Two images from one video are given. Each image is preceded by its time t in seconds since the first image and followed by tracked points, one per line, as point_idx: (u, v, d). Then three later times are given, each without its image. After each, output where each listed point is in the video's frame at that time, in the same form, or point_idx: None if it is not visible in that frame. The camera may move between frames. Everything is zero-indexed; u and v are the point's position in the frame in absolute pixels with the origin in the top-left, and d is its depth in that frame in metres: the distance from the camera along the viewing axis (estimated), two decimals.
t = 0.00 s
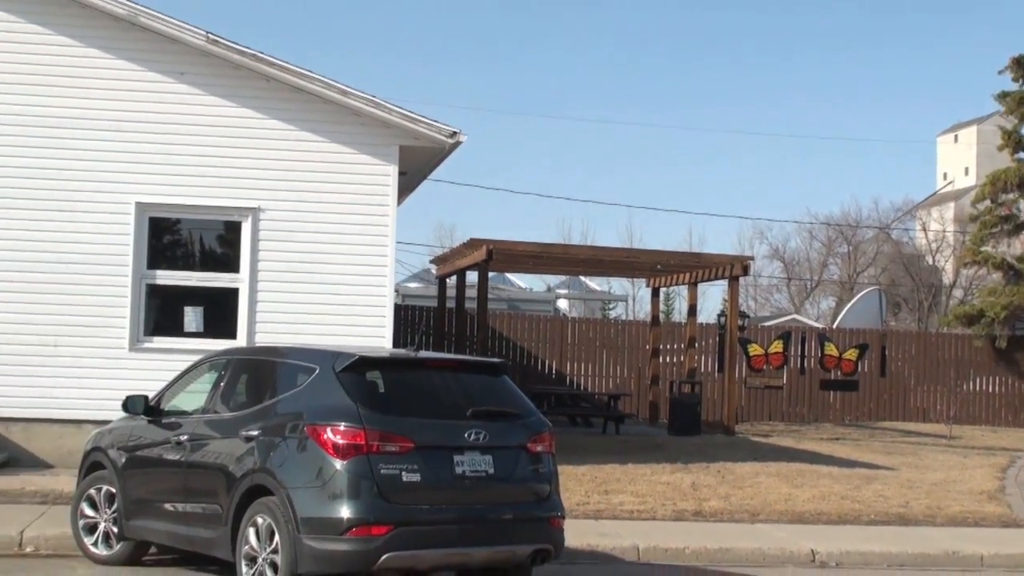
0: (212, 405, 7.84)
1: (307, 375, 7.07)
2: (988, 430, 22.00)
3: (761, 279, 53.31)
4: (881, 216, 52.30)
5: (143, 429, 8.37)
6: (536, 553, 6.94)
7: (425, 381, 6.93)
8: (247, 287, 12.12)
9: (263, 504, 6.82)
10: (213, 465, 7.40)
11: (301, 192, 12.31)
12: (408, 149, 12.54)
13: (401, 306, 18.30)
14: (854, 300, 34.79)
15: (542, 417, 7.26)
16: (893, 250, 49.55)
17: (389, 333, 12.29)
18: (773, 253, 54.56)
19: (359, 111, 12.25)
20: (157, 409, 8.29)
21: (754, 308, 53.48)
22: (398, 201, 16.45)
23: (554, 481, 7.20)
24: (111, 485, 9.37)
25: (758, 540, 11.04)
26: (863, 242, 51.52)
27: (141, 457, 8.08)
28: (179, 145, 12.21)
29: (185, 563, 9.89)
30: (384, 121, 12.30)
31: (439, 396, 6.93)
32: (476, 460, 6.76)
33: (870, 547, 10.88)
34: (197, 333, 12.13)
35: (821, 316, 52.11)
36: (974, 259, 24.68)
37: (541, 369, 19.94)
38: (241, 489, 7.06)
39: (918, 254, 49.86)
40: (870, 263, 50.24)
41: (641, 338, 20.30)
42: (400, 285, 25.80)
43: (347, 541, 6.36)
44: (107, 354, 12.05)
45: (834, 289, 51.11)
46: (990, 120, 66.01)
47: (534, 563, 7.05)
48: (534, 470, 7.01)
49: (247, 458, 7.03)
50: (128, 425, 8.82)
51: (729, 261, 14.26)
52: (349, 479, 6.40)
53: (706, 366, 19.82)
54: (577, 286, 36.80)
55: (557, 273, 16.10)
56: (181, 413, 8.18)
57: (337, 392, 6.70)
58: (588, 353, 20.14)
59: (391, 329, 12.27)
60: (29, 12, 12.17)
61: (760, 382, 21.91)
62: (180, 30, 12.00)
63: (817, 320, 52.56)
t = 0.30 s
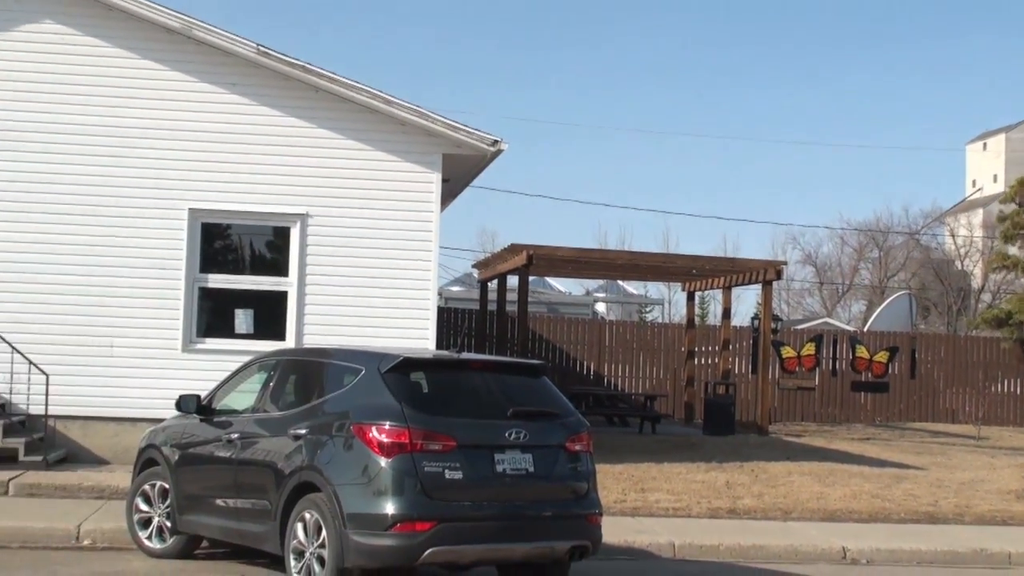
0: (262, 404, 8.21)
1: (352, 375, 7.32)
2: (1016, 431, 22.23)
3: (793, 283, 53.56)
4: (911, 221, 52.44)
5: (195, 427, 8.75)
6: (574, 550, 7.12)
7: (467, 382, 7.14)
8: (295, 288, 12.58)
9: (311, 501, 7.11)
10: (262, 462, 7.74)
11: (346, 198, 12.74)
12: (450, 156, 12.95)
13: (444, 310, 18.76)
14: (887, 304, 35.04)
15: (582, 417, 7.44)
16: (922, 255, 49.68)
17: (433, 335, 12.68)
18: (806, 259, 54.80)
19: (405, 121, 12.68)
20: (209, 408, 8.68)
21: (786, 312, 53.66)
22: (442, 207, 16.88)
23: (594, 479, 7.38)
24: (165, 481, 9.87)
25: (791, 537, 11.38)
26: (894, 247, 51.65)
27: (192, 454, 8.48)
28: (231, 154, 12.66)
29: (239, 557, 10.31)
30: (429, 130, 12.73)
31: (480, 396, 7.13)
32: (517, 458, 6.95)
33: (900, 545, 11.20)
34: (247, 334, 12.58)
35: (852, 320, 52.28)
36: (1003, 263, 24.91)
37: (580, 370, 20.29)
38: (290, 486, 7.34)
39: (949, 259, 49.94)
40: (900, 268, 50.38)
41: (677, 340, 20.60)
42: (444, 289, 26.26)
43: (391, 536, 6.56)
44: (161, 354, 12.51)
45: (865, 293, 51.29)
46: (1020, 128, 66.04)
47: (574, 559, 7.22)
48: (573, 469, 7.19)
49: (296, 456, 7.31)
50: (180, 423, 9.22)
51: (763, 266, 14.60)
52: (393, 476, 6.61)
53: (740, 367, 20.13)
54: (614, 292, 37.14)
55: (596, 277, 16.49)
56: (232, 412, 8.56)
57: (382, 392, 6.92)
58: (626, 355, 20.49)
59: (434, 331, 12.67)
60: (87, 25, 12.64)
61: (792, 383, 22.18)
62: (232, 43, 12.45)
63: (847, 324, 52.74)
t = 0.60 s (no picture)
0: (307, 405, 8.57)
1: (395, 376, 7.65)
2: None
3: (822, 289, 53.80)
4: (937, 228, 52.61)
5: (243, 427, 9.15)
6: (609, 547, 7.36)
7: (505, 384, 7.41)
8: (339, 293, 13.02)
9: (354, 499, 7.41)
10: (308, 461, 8.08)
11: (389, 207, 13.19)
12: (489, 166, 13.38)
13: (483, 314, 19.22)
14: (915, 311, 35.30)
15: (617, 418, 7.71)
16: (948, 262, 49.87)
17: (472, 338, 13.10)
18: (834, 265, 55.07)
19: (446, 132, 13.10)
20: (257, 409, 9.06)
21: (815, 317, 53.90)
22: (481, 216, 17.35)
23: (629, 479, 7.64)
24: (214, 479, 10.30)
25: (820, 536, 11.73)
26: (920, 253, 51.83)
27: (240, 453, 8.85)
28: (278, 163, 13.13)
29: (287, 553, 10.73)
30: (469, 141, 13.17)
31: (518, 398, 7.40)
32: (554, 458, 7.20)
33: (927, 543, 11.55)
34: (293, 338, 13.03)
35: (880, 325, 52.49)
36: None
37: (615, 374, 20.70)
38: (334, 484, 7.65)
39: (975, 265, 50.10)
40: (926, 274, 50.56)
41: (709, 344, 20.96)
42: (482, 295, 26.76)
43: (431, 534, 6.80)
44: (211, 356, 12.97)
45: (892, 299, 51.49)
46: None
47: (610, 557, 7.47)
48: (607, 469, 7.45)
49: (339, 455, 7.64)
50: (229, 424, 9.62)
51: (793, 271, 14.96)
52: (434, 475, 6.86)
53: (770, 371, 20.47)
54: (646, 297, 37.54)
55: (630, 284, 16.90)
56: (279, 413, 8.94)
57: (423, 394, 7.19)
58: (660, 358, 20.87)
59: (473, 334, 13.07)
60: (141, 39, 13.11)
61: (821, 387, 22.31)
62: (280, 57, 12.90)
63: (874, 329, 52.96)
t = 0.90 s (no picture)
0: (351, 407, 8.89)
1: (435, 379, 7.97)
2: None
3: (850, 292, 53.98)
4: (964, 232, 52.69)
5: (288, 429, 9.54)
6: (643, 544, 7.68)
7: (542, 386, 7.74)
8: (381, 298, 13.47)
9: (396, 498, 7.76)
10: (351, 461, 8.44)
11: (428, 215, 13.63)
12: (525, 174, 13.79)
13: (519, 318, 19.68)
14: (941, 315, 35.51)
15: (650, 419, 8.03)
16: (974, 265, 49.95)
17: (509, 341, 13.53)
18: (862, 269, 55.24)
19: (483, 141, 13.52)
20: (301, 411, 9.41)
21: (843, 320, 54.00)
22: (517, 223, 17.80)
23: (661, 478, 7.95)
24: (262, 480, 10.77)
25: (849, 533, 12.08)
26: (947, 257, 51.91)
27: (286, 454, 9.21)
28: (322, 174, 13.60)
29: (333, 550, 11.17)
30: (505, 150, 13.58)
31: (554, 400, 7.72)
32: (589, 458, 7.52)
33: (954, 541, 11.88)
34: (337, 342, 13.50)
35: (907, 328, 52.62)
36: None
37: (648, 376, 21.10)
38: (377, 482, 8.02)
39: (1003, 268, 50.14)
40: (953, 277, 50.67)
41: (740, 346, 21.29)
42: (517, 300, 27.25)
43: (471, 531, 7.12)
44: (258, 360, 13.45)
45: (919, 302, 51.63)
46: None
47: (643, 554, 7.78)
48: (641, 468, 7.76)
49: (382, 455, 7.99)
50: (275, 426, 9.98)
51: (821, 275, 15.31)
52: (473, 474, 7.18)
53: (800, 373, 20.79)
54: (674, 301, 37.83)
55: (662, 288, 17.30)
56: (323, 415, 9.28)
57: (463, 396, 7.52)
58: (692, 361, 21.24)
59: (510, 337, 13.51)
60: (189, 55, 13.60)
61: (849, 388, 22.90)
62: (322, 71, 13.35)
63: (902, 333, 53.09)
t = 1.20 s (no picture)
0: (392, 409, 9.22)
1: (474, 382, 8.25)
2: None
3: (876, 295, 54.17)
4: (990, 235, 52.80)
5: (332, 430, 9.89)
6: (677, 542, 7.86)
7: (577, 388, 7.96)
8: (421, 304, 13.91)
9: (437, 496, 7.99)
10: (393, 460, 8.74)
11: (466, 222, 14.06)
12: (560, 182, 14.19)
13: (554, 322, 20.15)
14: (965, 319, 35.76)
15: (683, 419, 8.22)
16: (1000, 268, 50.06)
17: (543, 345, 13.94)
18: (889, 272, 55.42)
19: (519, 150, 13.91)
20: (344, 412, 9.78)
21: (870, 323, 54.16)
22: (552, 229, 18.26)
23: (695, 477, 8.14)
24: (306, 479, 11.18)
25: (877, 531, 12.42)
26: (972, 260, 52.02)
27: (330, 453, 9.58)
28: (363, 182, 14.06)
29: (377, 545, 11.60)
30: (540, 158, 13.98)
31: (589, 401, 7.94)
32: (624, 457, 7.72)
33: (980, 538, 12.20)
34: (378, 346, 13.97)
35: (933, 330, 52.77)
36: None
37: (680, 377, 21.52)
38: (417, 482, 8.29)
39: None
40: (979, 280, 50.81)
41: (770, 348, 21.67)
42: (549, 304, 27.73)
43: (509, 528, 7.32)
44: (303, 364, 13.91)
45: (945, 305, 51.78)
46: None
47: (677, 551, 7.96)
48: (674, 467, 7.96)
49: (423, 455, 8.25)
50: (321, 427, 10.36)
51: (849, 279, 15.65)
52: (511, 473, 7.39)
53: (829, 374, 21.10)
54: (704, 304, 38.21)
55: (693, 293, 17.70)
56: (366, 417, 9.63)
57: (501, 398, 7.75)
58: (723, 363, 21.60)
59: (545, 341, 13.93)
60: (235, 69, 14.09)
61: (877, 389, 23.10)
62: (363, 83, 13.79)
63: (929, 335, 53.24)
